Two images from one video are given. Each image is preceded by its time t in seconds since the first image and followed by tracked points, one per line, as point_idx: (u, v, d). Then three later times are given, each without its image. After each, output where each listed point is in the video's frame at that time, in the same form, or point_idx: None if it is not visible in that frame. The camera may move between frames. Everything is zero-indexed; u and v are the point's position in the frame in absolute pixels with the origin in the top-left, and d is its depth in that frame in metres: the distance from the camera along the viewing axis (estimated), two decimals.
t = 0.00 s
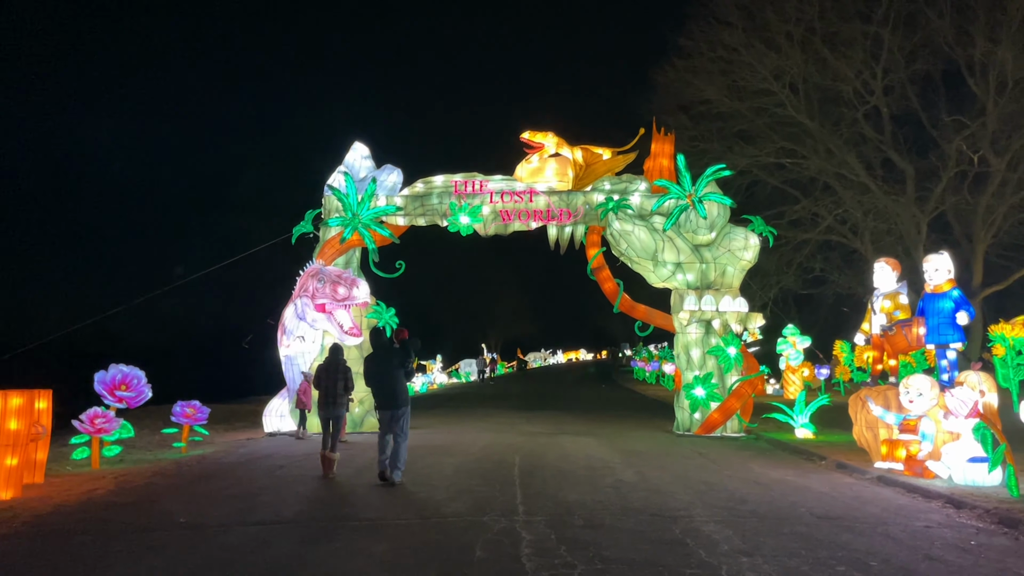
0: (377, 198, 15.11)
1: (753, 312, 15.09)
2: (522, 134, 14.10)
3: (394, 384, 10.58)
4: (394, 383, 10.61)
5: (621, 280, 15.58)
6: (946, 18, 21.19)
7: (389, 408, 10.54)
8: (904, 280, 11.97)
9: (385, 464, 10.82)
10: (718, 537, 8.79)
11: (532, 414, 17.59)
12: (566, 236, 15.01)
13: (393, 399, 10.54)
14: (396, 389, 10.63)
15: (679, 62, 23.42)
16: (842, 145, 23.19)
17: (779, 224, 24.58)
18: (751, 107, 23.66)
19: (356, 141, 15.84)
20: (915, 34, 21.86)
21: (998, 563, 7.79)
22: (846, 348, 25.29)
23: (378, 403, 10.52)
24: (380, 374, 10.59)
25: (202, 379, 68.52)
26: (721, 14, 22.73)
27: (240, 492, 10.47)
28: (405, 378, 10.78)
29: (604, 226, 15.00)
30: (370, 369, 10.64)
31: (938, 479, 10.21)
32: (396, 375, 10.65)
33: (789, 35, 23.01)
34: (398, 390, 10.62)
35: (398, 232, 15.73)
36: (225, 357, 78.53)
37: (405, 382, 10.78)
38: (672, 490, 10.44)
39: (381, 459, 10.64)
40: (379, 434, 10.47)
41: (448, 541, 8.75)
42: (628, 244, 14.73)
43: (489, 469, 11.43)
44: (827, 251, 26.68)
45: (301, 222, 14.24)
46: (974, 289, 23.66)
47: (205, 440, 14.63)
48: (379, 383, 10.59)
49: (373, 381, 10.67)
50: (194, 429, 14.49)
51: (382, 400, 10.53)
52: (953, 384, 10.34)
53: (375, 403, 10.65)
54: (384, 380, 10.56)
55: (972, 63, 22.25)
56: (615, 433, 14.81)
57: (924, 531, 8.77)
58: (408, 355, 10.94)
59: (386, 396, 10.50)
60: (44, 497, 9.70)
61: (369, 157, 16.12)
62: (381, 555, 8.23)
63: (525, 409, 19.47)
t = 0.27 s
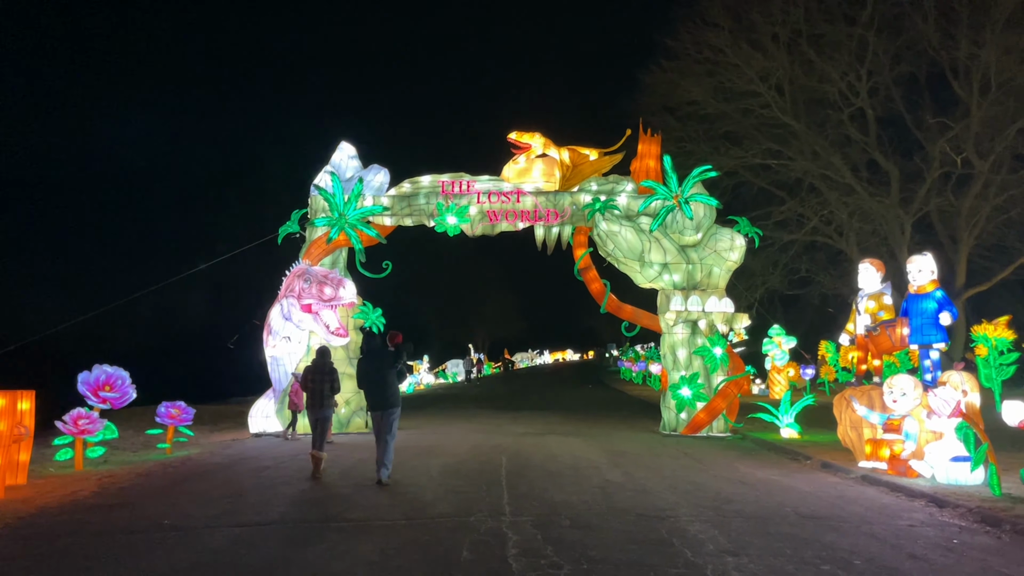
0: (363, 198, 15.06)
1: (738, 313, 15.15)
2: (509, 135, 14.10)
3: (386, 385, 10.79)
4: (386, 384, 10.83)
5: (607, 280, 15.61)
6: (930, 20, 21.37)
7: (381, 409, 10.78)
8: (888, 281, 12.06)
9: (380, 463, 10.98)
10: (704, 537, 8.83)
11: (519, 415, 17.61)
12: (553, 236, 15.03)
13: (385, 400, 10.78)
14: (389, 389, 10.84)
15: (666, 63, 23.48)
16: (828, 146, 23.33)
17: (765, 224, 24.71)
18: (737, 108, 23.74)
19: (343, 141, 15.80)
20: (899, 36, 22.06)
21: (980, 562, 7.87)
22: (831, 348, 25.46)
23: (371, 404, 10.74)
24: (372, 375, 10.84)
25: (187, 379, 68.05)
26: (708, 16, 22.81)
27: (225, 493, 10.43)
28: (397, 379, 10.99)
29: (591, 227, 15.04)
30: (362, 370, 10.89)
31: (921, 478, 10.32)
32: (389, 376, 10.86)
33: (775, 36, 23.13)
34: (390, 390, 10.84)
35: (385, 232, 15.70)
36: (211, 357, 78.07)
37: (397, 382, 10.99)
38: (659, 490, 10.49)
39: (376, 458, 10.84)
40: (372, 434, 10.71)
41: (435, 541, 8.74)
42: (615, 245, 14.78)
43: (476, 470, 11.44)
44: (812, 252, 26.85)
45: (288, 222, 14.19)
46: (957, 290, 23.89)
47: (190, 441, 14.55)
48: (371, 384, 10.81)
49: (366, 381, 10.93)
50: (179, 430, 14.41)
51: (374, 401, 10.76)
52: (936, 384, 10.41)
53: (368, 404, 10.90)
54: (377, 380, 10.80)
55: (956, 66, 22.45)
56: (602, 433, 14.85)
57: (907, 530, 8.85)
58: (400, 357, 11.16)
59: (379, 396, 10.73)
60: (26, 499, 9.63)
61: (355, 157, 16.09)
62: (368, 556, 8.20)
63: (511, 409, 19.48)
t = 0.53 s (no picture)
0: (349, 198, 15.02)
1: (724, 313, 15.21)
2: (496, 135, 14.10)
3: (376, 381, 11.24)
4: (375, 381, 11.25)
5: (594, 281, 15.63)
6: (914, 23, 21.56)
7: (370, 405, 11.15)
8: (872, 281, 12.14)
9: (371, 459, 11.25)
10: (690, 536, 8.85)
11: (505, 415, 17.60)
12: (540, 236, 15.04)
13: (375, 397, 11.17)
14: (378, 386, 11.27)
15: (652, 64, 23.55)
16: (812, 148, 23.48)
17: (751, 225, 24.82)
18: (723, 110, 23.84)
19: (329, 140, 15.75)
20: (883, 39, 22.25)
21: (963, 560, 7.93)
22: (816, 348, 25.61)
23: (361, 401, 11.11)
24: (362, 372, 11.23)
25: (171, 380, 67.51)
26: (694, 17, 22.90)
27: (210, 494, 10.36)
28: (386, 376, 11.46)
29: (578, 227, 15.06)
30: (352, 369, 11.28)
31: (905, 477, 10.42)
32: (378, 373, 11.30)
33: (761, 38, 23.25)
34: (379, 388, 11.26)
35: (371, 232, 15.65)
36: (195, 358, 77.51)
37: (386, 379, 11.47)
38: (645, 490, 10.51)
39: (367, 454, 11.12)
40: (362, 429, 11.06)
41: (421, 542, 8.72)
42: (602, 245, 14.81)
43: (462, 470, 11.43)
44: (797, 252, 27.00)
45: (273, 222, 14.12)
46: (940, 291, 24.09)
47: (174, 442, 14.45)
48: (361, 381, 11.25)
49: (355, 380, 11.32)
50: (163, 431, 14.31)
51: (363, 398, 11.13)
52: (919, 383, 10.49)
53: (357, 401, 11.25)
54: (366, 378, 11.21)
55: (939, 68, 22.65)
56: (589, 433, 14.86)
57: (890, 529, 8.91)
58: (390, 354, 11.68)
59: (369, 393, 11.14)
60: (7, 501, 9.53)
61: (341, 157, 16.04)
62: (354, 556, 8.17)
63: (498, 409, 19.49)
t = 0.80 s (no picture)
0: (334, 198, 14.97)
1: (708, 313, 15.28)
2: (482, 135, 14.09)
3: (364, 382, 11.33)
4: (363, 383, 11.34)
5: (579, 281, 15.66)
6: (896, 26, 21.74)
7: (357, 406, 11.23)
8: (854, 282, 12.23)
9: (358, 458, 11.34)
10: (675, 536, 8.89)
11: (490, 415, 17.60)
12: (525, 237, 15.06)
13: (362, 398, 11.26)
14: (366, 387, 11.37)
15: (638, 65, 23.61)
16: (797, 149, 23.62)
17: (736, 226, 24.94)
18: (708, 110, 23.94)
19: (314, 140, 15.70)
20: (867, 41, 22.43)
21: (944, 558, 8.01)
22: (800, 348, 25.77)
23: (349, 402, 11.20)
24: (348, 374, 11.30)
25: (154, 381, 66.98)
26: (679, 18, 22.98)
27: (193, 495, 10.31)
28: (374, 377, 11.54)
29: (563, 228, 15.09)
30: (340, 370, 11.35)
31: (887, 476, 10.50)
32: (367, 375, 11.37)
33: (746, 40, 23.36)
34: (366, 390, 11.35)
35: (356, 232, 15.61)
36: (179, 358, 76.98)
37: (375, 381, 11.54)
38: (630, 490, 10.55)
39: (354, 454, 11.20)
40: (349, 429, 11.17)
41: (406, 543, 8.70)
42: (587, 246, 14.84)
43: (448, 471, 11.43)
44: (782, 253, 27.15)
45: (258, 222, 14.06)
46: (922, 291, 24.30)
47: (157, 443, 14.36)
48: (350, 383, 11.30)
49: (343, 381, 11.38)
50: (146, 432, 14.22)
51: (351, 399, 11.21)
52: (901, 383, 10.56)
53: (342, 402, 11.33)
54: (353, 379, 11.29)
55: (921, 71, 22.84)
56: (574, 433, 14.89)
57: (873, 527, 8.99)
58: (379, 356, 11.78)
59: (357, 394, 11.22)
60: None
61: (326, 157, 15.99)
62: (338, 557, 8.16)
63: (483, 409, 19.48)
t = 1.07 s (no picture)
0: (317, 197, 14.89)
1: (690, 313, 15.36)
2: (464, 135, 14.07)
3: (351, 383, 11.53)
4: (350, 384, 11.55)
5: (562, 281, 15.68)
6: (876, 29, 21.95)
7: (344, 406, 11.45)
8: (834, 282, 12.34)
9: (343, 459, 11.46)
10: (656, 535, 8.92)
11: (473, 415, 17.58)
12: (509, 237, 15.07)
13: (348, 398, 11.48)
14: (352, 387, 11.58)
15: (620, 66, 23.67)
16: (778, 150, 23.77)
17: (718, 226, 25.07)
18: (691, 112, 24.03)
19: (296, 139, 15.62)
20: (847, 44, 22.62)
21: (922, 556, 8.09)
22: (782, 348, 25.95)
23: (335, 403, 11.40)
24: (336, 376, 11.51)
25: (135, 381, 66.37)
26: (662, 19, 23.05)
27: (172, 497, 10.22)
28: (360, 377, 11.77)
29: (547, 228, 15.10)
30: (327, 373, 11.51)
31: (866, 475, 10.60)
32: (354, 375, 11.58)
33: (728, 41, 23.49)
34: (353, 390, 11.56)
35: (339, 232, 15.55)
36: (160, 359, 76.37)
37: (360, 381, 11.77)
38: (612, 489, 10.58)
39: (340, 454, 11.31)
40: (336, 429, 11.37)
41: (387, 543, 8.67)
42: (570, 246, 14.87)
43: (430, 471, 11.42)
44: (763, 253, 27.33)
45: (239, 221, 13.98)
46: (902, 292, 24.53)
47: (137, 444, 14.23)
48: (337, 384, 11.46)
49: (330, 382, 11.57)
50: (125, 433, 14.09)
51: (338, 400, 11.43)
52: (880, 383, 10.66)
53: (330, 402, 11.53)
54: (340, 380, 11.47)
55: (900, 73, 23.06)
56: (557, 433, 14.90)
57: (852, 526, 9.06)
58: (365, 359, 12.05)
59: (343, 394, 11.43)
60: None
61: (308, 156, 15.93)
62: (319, 558, 8.12)
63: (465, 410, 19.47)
